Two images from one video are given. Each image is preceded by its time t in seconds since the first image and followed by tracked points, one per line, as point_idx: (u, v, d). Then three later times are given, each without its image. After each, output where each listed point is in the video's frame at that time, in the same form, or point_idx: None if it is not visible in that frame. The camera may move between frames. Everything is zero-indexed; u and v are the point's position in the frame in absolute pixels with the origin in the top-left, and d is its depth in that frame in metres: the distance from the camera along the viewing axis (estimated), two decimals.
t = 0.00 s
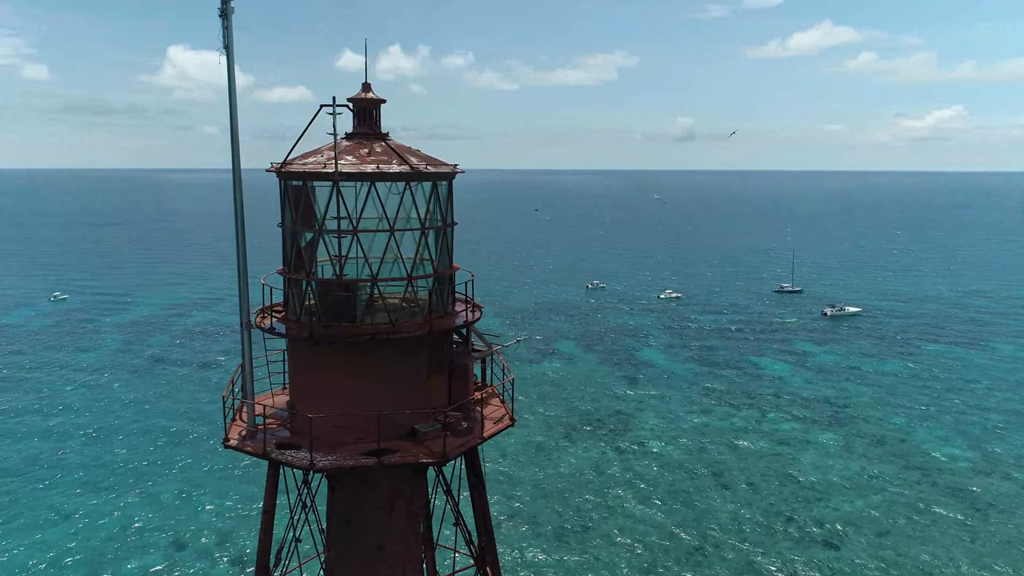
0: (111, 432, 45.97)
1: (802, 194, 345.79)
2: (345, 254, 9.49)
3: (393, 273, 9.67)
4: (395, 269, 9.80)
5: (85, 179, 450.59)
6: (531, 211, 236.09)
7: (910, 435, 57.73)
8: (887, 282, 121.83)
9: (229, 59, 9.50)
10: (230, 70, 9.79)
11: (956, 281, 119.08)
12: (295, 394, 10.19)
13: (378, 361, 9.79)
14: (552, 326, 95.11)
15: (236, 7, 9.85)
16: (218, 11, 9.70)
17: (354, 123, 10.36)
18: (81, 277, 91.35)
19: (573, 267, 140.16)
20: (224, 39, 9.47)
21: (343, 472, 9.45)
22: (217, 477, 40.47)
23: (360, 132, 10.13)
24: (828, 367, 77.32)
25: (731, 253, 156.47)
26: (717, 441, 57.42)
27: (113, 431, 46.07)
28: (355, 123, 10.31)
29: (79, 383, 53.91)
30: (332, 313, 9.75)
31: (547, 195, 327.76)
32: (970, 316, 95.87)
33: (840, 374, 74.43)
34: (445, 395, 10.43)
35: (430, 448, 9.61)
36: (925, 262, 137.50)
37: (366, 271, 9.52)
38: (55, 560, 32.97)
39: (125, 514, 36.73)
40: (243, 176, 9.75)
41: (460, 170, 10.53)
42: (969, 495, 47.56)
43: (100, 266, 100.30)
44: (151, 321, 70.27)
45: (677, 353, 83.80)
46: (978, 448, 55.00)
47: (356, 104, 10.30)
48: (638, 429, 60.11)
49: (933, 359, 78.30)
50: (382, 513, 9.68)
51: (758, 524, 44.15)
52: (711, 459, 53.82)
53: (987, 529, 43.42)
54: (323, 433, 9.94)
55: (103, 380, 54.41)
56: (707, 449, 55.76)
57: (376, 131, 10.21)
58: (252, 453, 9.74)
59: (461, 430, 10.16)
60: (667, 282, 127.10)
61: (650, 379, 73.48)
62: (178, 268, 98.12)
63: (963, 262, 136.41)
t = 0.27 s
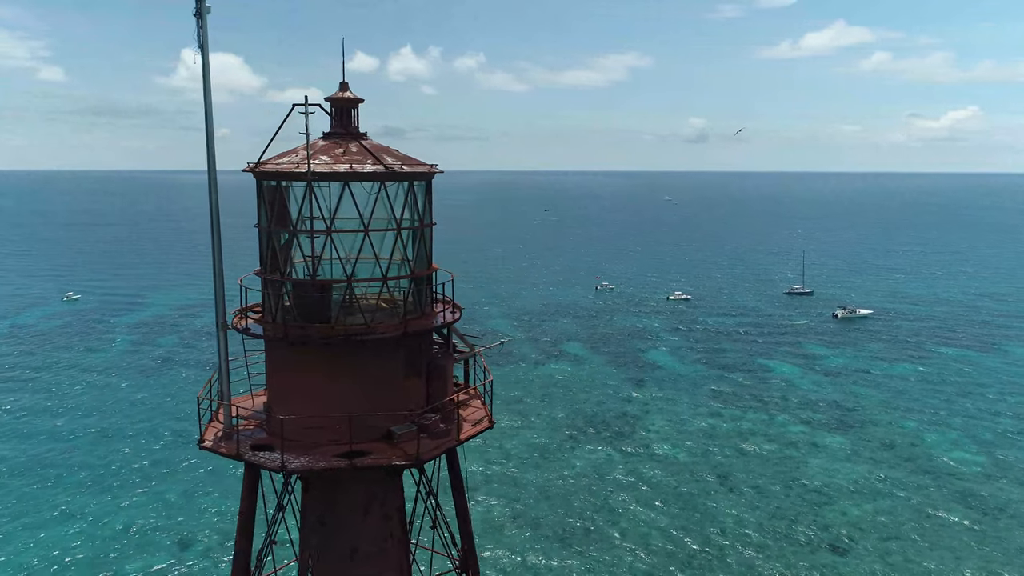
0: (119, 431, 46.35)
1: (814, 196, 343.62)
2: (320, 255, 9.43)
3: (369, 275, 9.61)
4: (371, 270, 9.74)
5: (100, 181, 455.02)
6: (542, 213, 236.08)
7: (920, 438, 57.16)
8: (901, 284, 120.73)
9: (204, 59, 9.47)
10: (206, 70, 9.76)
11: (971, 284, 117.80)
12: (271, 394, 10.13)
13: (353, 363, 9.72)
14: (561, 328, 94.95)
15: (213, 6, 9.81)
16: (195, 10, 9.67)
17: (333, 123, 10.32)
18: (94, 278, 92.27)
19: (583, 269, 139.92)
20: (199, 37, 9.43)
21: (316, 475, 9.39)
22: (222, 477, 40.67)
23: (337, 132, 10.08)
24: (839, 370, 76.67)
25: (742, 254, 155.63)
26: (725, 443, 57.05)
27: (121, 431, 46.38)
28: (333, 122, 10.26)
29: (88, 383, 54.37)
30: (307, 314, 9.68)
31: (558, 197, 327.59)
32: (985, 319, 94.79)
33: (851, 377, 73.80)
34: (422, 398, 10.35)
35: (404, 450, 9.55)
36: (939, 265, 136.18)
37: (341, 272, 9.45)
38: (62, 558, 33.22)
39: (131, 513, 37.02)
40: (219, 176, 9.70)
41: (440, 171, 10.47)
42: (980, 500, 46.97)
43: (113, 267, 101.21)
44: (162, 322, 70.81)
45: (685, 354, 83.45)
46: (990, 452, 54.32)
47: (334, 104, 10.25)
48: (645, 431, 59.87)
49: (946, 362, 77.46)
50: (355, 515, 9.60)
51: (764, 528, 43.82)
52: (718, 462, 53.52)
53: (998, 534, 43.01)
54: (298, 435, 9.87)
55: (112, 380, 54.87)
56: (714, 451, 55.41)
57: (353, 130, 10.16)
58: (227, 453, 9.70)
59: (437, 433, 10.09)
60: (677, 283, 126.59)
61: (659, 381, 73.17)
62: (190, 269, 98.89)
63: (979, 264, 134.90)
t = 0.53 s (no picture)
0: (122, 430, 46.55)
1: (823, 197, 341.96)
2: (290, 255, 9.35)
3: (340, 274, 9.53)
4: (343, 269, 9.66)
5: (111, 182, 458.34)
6: (549, 215, 236.17)
7: (927, 441, 56.72)
8: (910, 286, 120.01)
9: (175, 57, 9.39)
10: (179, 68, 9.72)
11: (981, 286, 116.94)
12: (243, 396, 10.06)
13: (324, 365, 9.65)
14: (566, 329, 94.77)
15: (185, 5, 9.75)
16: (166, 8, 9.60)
17: (307, 121, 10.23)
18: (102, 279, 92.86)
19: (589, 269, 139.74)
20: (170, 36, 9.38)
21: (286, 476, 9.33)
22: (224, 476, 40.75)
23: (310, 131, 10.01)
24: (846, 371, 76.20)
25: (750, 256, 155.07)
26: (729, 445, 56.76)
27: (124, 431, 46.53)
28: (307, 119, 10.17)
29: (93, 383, 54.69)
30: (277, 314, 9.61)
31: (566, 198, 327.48)
32: (994, 321, 94.10)
33: (857, 379, 73.40)
34: (397, 400, 10.29)
35: (377, 452, 9.48)
36: (949, 266, 135.28)
37: (313, 271, 9.40)
38: (64, 558, 33.35)
39: (132, 513, 37.17)
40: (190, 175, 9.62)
41: (415, 170, 10.41)
42: (987, 503, 46.59)
43: (120, 268, 101.78)
44: (168, 323, 71.12)
45: (691, 356, 83.15)
46: (997, 455, 53.94)
47: (308, 102, 10.18)
48: (648, 432, 59.67)
49: (955, 364, 76.88)
50: (328, 519, 9.56)
51: (768, 532, 43.53)
52: (721, 463, 53.26)
53: (1004, 538, 42.65)
54: (269, 436, 9.78)
55: (117, 380, 55.20)
56: (718, 453, 55.24)
57: (327, 129, 10.09)
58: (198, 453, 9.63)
59: (411, 435, 10.01)
60: (683, 284, 126.21)
61: (664, 383, 72.92)
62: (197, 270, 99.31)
63: (989, 266, 133.95)
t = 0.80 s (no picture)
0: (121, 429, 46.65)
1: (827, 198, 341.39)
2: (259, 254, 9.30)
3: (310, 274, 9.47)
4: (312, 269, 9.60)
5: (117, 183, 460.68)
6: (553, 216, 236.08)
7: (930, 443, 56.43)
8: (915, 287, 119.56)
9: (143, 56, 9.35)
10: (148, 65, 9.68)
11: (986, 287, 116.39)
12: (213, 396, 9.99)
13: (292, 365, 9.58)
14: (568, 330, 94.67)
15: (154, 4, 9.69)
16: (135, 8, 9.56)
17: (279, 121, 10.18)
18: (105, 280, 93.14)
19: (592, 270, 139.68)
20: (138, 34, 9.33)
21: (253, 476, 9.25)
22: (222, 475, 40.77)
23: (282, 129, 9.95)
24: (849, 373, 75.92)
25: (753, 257, 154.71)
26: (730, 447, 56.57)
27: (124, 431, 46.59)
28: (279, 118, 10.11)
29: (94, 383, 54.83)
30: (246, 314, 9.54)
31: (571, 199, 327.20)
32: (999, 323, 93.69)
33: (860, 380, 73.11)
34: (369, 401, 10.22)
35: (345, 453, 9.40)
36: (954, 268, 134.73)
37: (280, 271, 9.34)
38: (62, 558, 33.43)
39: (130, 512, 37.23)
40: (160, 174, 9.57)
41: (388, 169, 10.33)
42: (989, 505, 46.34)
43: (124, 269, 102.16)
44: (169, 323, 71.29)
45: (693, 357, 82.98)
46: (1001, 457, 53.66)
47: (279, 101, 10.12)
48: (649, 434, 59.53)
49: (958, 366, 76.55)
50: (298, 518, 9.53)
51: (767, 534, 43.37)
52: (722, 465, 53.09)
53: (1007, 540, 42.40)
54: (238, 436, 9.70)
55: (118, 381, 55.35)
56: (719, 454, 55.08)
57: (298, 127, 10.02)
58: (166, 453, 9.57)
59: (381, 436, 9.93)
60: (686, 285, 126.05)
61: (665, 384, 72.77)
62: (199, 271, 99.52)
63: (995, 268, 133.36)
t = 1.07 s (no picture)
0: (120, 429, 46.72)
1: (830, 199, 340.85)
2: (225, 254, 9.22)
3: (277, 274, 9.40)
4: (280, 269, 9.53)
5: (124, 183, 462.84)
6: (556, 218, 236.09)
7: (931, 445, 56.18)
8: (918, 288, 119.21)
9: (110, 55, 9.30)
10: (116, 65, 9.64)
11: (990, 289, 115.98)
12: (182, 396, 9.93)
13: (260, 365, 9.50)
14: (570, 330, 94.55)
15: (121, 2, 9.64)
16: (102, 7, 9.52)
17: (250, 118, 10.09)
18: (107, 281, 93.42)
19: (594, 271, 139.53)
20: (104, 32, 9.28)
21: (218, 478, 9.19)
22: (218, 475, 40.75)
23: (252, 127, 9.88)
24: (851, 374, 75.67)
25: (756, 257, 154.40)
26: (731, 448, 56.40)
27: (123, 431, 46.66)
28: (250, 116, 10.03)
29: (93, 384, 54.97)
30: (214, 314, 9.46)
31: (574, 200, 327.20)
32: (1002, 324, 93.36)
33: (861, 382, 72.85)
34: (340, 401, 10.14)
35: (312, 454, 9.31)
36: (958, 269, 134.33)
37: (247, 270, 9.27)
38: (59, 557, 33.50)
39: (127, 512, 37.28)
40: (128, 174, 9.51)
41: (360, 168, 10.26)
42: (990, 507, 46.15)
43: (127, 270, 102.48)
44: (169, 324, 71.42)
45: (694, 358, 82.80)
46: (1002, 459, 53.43)
47: (249, 99, 10.03)
48: (649, 435, 59.40)
49: (961, 367, 76.28)
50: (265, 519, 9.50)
51: (766, 535, 43.22)
52: (722, 466, 52.90)
53: (1010, 542, 42.17)
54: (206, 437, 9.64)
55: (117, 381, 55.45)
56: (719, 455, 54.95)
57: (267, 124, 9.93)
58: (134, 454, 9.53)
59: (350, 437, 9.85)
60: (689, 286, 125.85)
61: (666, 385, 72.59)
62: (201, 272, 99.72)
63: (998, 269, 132.91)
